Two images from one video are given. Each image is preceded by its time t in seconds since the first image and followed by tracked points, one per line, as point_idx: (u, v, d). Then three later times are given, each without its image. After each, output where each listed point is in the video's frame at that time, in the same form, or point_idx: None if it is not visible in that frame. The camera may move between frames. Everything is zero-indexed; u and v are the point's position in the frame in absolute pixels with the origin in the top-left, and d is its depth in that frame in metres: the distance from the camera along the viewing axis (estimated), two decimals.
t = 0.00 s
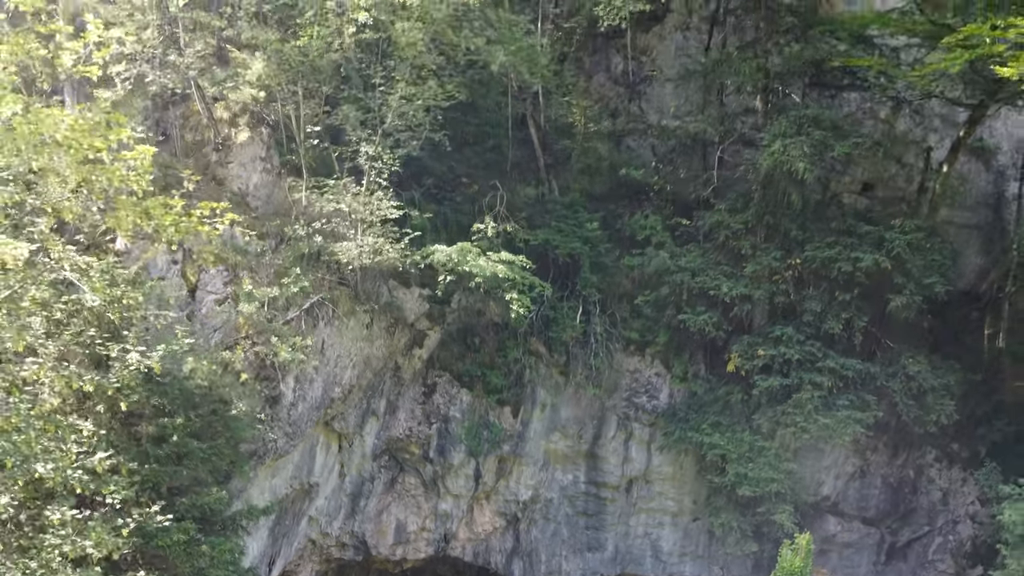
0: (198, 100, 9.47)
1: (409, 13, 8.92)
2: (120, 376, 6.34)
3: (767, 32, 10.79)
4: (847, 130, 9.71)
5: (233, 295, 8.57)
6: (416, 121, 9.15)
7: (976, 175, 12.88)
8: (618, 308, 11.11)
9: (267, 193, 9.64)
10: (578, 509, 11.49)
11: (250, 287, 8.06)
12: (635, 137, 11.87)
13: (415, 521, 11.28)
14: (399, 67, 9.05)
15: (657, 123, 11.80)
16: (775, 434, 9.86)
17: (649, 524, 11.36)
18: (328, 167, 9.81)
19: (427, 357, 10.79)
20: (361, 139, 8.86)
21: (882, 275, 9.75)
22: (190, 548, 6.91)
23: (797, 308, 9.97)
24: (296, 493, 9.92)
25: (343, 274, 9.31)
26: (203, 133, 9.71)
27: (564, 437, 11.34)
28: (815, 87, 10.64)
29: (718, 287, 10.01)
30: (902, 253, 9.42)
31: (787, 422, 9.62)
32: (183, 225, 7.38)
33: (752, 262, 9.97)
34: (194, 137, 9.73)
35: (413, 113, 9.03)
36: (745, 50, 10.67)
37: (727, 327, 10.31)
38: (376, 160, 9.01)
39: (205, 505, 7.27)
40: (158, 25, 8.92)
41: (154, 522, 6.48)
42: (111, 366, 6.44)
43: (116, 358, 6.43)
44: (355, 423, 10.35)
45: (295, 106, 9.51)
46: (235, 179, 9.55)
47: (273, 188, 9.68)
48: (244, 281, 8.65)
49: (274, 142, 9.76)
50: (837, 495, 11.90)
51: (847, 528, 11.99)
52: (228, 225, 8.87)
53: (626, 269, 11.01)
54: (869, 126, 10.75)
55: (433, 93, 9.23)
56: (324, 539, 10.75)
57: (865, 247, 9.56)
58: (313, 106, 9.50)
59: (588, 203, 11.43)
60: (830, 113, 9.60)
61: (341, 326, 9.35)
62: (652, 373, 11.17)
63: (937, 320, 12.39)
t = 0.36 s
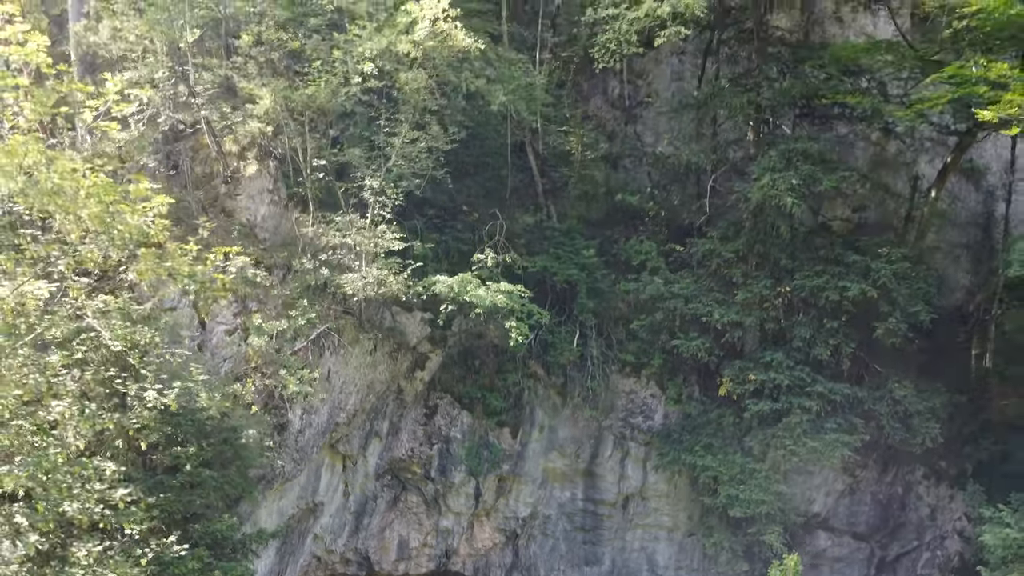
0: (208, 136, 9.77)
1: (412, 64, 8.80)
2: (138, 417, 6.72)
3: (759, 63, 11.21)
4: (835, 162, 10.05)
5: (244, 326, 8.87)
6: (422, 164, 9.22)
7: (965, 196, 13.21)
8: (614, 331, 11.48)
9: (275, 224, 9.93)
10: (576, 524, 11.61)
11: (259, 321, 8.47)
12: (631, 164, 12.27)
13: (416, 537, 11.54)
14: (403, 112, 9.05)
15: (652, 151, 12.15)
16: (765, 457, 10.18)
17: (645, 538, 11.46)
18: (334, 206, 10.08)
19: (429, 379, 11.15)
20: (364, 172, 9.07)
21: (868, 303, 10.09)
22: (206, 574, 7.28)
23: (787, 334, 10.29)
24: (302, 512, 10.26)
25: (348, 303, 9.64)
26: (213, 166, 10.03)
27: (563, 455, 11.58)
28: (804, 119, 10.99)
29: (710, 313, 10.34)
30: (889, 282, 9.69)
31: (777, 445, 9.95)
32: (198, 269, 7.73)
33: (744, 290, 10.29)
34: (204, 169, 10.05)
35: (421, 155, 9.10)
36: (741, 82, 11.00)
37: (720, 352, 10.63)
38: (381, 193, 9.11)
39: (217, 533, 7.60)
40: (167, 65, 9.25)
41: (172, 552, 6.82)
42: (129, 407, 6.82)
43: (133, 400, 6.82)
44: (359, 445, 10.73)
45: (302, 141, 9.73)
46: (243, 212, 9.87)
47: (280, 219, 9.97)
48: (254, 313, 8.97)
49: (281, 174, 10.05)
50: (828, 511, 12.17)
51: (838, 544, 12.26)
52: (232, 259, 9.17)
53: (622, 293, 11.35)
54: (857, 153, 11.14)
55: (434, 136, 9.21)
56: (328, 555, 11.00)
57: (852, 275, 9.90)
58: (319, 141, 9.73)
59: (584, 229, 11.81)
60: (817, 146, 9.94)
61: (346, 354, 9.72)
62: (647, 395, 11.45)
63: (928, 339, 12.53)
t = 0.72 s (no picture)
0: (217, 170, 10.15)
1: (414, 112, 8.52)
2: (158, 452, 7.06)
3: (751, 94, 11.47)
4: (822, 195, 10.42)
5: (253, 357, 9.23)
6: (424, 202, 9.41)
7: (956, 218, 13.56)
8: (610, 353, 11.83)
9: (282, 254, 10.28)
10: (574, 539, 11.99)
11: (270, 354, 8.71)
12: (627, 190, 12.72)
13: (418, 553, 11.54)
14: (406, 152, 9.27)
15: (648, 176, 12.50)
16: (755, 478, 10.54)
17: (640, 552, 11.86)
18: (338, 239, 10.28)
19: (430, 401, 11.36)
20: (367, 207, 9.39)
21: (855, 330, 10.45)
22: None
23: (776, 359, 10.73)
24: (308, 531, 10.27)
25: (353, 330, 9.98)
26: (224, 199, 10.43)
27: (560, 474, 11.89)
28: (793, 147, 11.45)
29: (703, 338, 10.68)
30: (874, 310, 10.05)
31: (767, 467, 10.26)
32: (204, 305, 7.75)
33: (734, 317, 10.69)
34: (215, 201, 10.47)
35: (423, 192, 9.30)
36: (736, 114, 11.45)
37: (712, 375, 10.97)
38: (384, 226, 9.40)
39: (229, 557, 7.89)
40: (181, 105, 9.67)
41: None
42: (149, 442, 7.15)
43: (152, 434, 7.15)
44: (363, 465, 10.86)
45: (310, 174, 9.87)
46: (252, 242, 10.24)
47: (288, 248, 10.32)
48: (264, 344, 9.32)
49: (289, 206, 10.33)
50: (818, 526, 12.28)
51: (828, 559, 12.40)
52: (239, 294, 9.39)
53: (617, 316, 11.71)
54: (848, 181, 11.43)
55: (439, 176, 9.47)
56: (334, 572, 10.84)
57: (838, 304, 10.26)
58: (325, 173, 9.91)
59: (582, 254, 12.20)
60: (803, 181, 10.36)
61: (351, 381, 10.08)
62: (642, 415, 11.89)
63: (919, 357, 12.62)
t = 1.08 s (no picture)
0: (227, 200, 10.46)
1: (417, 154, 8.93)
2: (174, 483, 7.50)
3: (742, 125, 12.07)
4: (810, 225, 10.82)
5: (262, 383, 9.49)
6: (425, 237, 9.77)
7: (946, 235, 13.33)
8: (606, 374, 12.20)
9: (289, 280, 10.65)
10: (571, 553, 12.23)
11: (279, 383, 9.08)
12: (623, 213, 12.98)
13: (421, 566, 11.83)
14: (409, 189, 9.63)
15: (643, 201, 12.81)
16: (746, 497, 10.88)
17: (637, 566, 12.08)
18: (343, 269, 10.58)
19: (431, 421, 11.72)
20: (371, 239, 9.79)
21: (842, 354, 10.86)
22: None
23: (766, 381, 11.10)
24: (313, 547, 10.39)
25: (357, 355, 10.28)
26: (232, 227, 10.72)
27: (558, 491, 12.21)
28: (784, 175, 11.70)
29: (694, 361, 11.12)
30: (860, 336, 10.49)
31: (757, 486, 10.61)
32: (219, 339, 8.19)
33: (726, 341, 11.08)
34: (224, 230, 10.74)
35: (423, 228, 9.67)
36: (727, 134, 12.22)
37: (705, 396, 11.34)
38: (388, 256, 9.71)
39: None
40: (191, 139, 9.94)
41: None
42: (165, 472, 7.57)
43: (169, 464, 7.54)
44: (366, 483, 11.09)
45: (316, 204, 10.12)
46: (260, 270, 10.61)
47: (295, 275, 10.68)
48: (272, 371, 9.67)
49: (296, 235, 10.66)
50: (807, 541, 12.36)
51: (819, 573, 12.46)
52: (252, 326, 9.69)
53: (613, 338, 12.07)
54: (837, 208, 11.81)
55: (438, 214, 9.72)
56: None
57: (825, 329, 10.67)
58: (329, 202, 10.23)
59: (578, 277, 12.56)
60: (789, 211, 10.86)
61: (356, 405, 10.49)
62: (637, 433, 12.20)
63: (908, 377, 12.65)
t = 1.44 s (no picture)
0: (237, 232, 10.78)
1: (420, 194, 9.31)
2: (192, 513, 7.89)
3: (733, 154, 12.55)
4: (798, 253, 11.28)
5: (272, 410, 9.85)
6: (427, 267, 10.09)
7: (933, 252, 13.17)
8: (601, 394, 12.59)
9: (296, 307, 11.07)
10: (569, 566, 12.48)
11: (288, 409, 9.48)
12: (619, 236, 13.37)
13: None
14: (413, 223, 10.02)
15: (637, 225, 13.20)
16: (737, 514, 11.26)
17: None
18: (348, 297, 10.90)
19: (433, 440, 12.01)
20: (376, 269, 10.17)
21: (829, 378, 11.33)
22: None
23: (756, 403, 11.51)
24: (318, 563, 10.68)
25: (362, 380, 10.65)
26: (241, 255, 11.11)
27: (556, 506, 12.54)
28: (773, 203, 12.07)
29: (687, 383, 11.56)
30: (845, 361, 10.98)
31: (747, 505, 11.00)
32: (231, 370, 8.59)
33: (718, 364, 11.52)
34: (234, 257, 11.11)
35: (423, 256, 9.96)
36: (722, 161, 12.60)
37: (697, 417, 11.75)
38: (392, 284, 10.09)
39: None
40: (202, 173, 10.29)
41: None
42: (183, 500, 7.85)
43: (185, 492, 7.89)
44: (371, 500, 11.42)
45: (322, 235, 10.36)
46: (269, 296, 11.04)
47: (302, 301, 11.09)
48: (281, 397, 10.07)
49: (303, 262, 11.04)
50: (798, 555, 12.50)
51: None
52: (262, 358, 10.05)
53: (609, 359, 12.47)
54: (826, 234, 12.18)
55: (439, 247, 10.10)
56: None
57: (812, 354, 11.16)
58: (335, 233, 10.53)
59: (575, 299, 12.98)
60: (779, 240, 11.28)
61: (361, 427, 10.85)
62: (633, 451, 12.57)
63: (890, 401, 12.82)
